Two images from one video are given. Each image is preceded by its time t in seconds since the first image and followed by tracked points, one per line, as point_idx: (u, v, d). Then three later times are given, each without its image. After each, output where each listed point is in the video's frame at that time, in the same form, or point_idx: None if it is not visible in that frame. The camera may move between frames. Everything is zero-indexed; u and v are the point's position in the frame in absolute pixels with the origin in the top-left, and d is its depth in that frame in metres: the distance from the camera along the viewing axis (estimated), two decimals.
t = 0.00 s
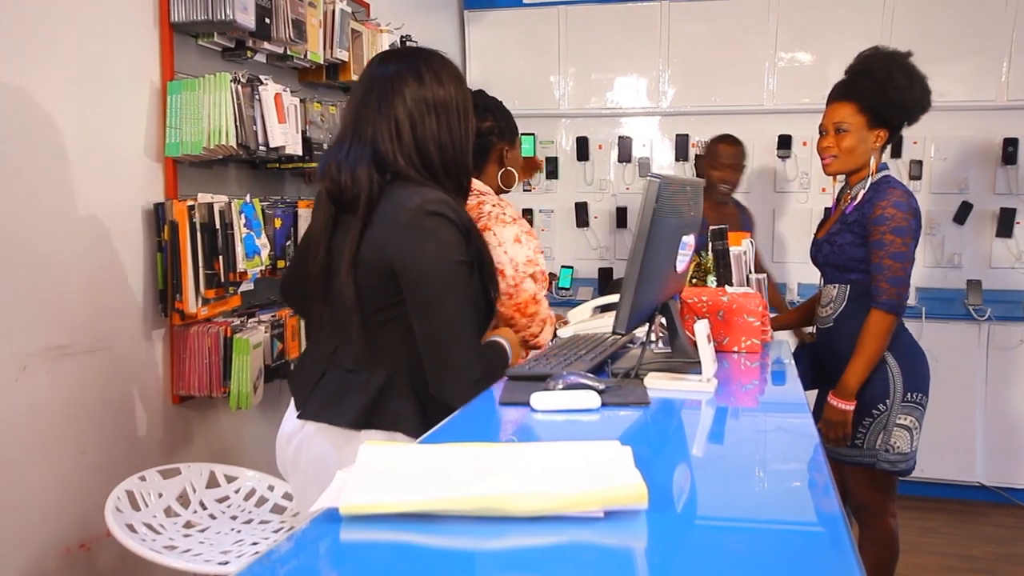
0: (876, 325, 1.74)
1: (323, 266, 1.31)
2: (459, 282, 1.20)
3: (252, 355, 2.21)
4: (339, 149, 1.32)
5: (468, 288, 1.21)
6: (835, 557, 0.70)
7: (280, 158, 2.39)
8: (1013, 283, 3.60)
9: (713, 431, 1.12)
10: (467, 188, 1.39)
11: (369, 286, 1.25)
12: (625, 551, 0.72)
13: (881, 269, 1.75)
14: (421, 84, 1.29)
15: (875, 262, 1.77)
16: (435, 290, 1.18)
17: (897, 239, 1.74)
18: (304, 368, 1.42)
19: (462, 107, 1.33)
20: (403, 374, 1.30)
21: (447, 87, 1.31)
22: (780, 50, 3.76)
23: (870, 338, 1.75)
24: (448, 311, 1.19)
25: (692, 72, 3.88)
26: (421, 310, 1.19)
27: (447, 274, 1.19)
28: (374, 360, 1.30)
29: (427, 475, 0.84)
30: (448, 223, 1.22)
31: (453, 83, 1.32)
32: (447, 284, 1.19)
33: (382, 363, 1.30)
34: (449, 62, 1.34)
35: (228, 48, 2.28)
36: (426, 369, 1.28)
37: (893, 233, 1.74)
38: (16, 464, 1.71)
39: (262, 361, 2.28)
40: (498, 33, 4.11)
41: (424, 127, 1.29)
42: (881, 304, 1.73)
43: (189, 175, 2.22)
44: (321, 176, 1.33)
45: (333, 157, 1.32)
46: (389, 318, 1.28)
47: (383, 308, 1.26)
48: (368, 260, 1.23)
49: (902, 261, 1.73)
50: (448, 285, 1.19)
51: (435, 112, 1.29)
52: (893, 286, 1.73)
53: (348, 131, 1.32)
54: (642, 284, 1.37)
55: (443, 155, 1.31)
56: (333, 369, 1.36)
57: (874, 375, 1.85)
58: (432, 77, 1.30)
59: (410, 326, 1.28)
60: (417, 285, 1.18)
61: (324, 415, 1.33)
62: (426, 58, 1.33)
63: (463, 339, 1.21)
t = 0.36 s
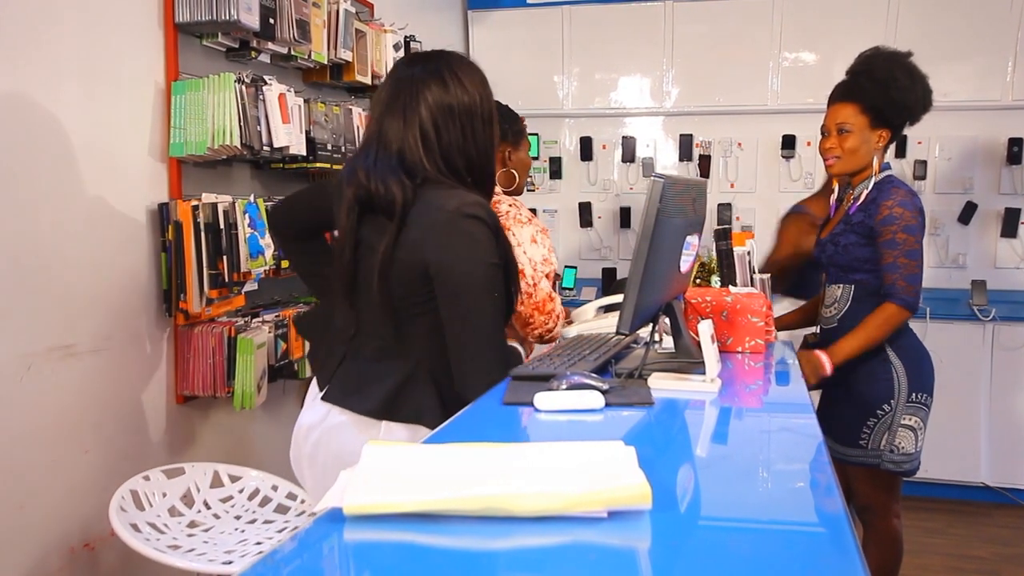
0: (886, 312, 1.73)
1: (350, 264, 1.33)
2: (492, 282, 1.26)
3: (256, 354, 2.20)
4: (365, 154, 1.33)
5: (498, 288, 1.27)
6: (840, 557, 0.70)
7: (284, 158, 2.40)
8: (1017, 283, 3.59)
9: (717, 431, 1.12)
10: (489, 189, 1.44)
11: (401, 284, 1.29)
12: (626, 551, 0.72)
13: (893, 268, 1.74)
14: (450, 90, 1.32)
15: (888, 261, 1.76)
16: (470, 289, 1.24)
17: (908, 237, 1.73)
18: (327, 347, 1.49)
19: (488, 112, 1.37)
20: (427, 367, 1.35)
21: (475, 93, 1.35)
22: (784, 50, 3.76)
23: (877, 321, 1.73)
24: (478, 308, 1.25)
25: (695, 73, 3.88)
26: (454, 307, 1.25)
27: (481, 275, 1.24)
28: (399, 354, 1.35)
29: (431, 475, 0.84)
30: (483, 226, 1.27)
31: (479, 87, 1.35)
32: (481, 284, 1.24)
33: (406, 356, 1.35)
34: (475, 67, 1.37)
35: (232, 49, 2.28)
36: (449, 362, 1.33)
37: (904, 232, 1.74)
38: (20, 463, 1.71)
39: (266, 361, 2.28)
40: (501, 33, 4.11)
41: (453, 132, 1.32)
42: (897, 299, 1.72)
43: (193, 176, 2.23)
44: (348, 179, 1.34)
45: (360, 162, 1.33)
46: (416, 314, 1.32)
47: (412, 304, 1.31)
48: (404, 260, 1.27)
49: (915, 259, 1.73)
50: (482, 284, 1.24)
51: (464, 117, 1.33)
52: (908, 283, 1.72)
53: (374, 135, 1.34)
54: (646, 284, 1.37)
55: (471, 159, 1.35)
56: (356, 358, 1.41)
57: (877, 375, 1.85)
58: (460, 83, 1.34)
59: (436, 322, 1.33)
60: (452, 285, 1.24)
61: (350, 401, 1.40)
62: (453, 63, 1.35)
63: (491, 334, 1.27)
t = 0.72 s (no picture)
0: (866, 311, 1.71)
1: (371, 261, 1.36)
2: (512, 282, 1.29)
3: (257, 354, 2.20)
4: (387, 164, 1.37)
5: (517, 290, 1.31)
6: (840, 557, 0.70)
7: (285, 158, 2.40)
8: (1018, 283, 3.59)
9: (717, 431, 1.12)
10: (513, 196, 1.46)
11: (423, 281, 1.32)
12: (627, 551, 0.72)
13: (881, 266, 1.74)
14: (475, 99, 1.35)
15: (875, 258, 1.76)
16: (488, 288, 1.27)
17: (898, 236, 1.73)
18: (343, 345, 1.51)
19: (515, 122, 1.40)
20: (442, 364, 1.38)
21: (502, 103, 1.37)
22: (785, 49, 3.76)
23: (857, 319, 1.71)
24: (495, 306, 1.28)
25: (695, 73, 3.88)
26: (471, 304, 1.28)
27: (501, 275, 1.28)
28: (416, 351, 1.38)
29: (433, 474, 0.84)
30: (506, 226, 1.31)
31: (505, 97, 1.38)
32: (501, 283, 1.28)
33: (422, 353, 1.38)
34: (503, 76, 1.39)
35: (233, 49, 2.28)
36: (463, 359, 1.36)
37: (894, 231, 1.74)
38: (20, 463, 1.71)
39: (266, 361, 2.28)
40: (501, 33, 4.11)
41: (478, 142, 1.35)
42: (880, 296, 1.72)
43: (193, 176, 2.23)
44: (372, 183, 1.38)
45: (382, 171, 1.37)
46: (435, 310, 1.35)
47: (430, 301, 1.34)
48: (427, 257, 1.30)
49: (902, 259, 1.73)
50: (502, 284, 1.28)
51: (490, 126, 1.36)
52: (891, 280, 1.72)
53: (396, 146, 1.38)
54: (646, 285, 1.37)
55: (496, 166, 1.38)
56: (373, 354, 1.44)
57: (877, 375, 1.85)
58: (487, 93, 1.36)
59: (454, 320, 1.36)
60: (472, 283, 1.27)
61: (367, 398, 1.43)
62: (482, 73, 1.38)
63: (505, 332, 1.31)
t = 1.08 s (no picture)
0: (857, 314, 1.71)
1: (384, 265, 1.39)
2: (519, 282, 1.29)
3: (257, 354, 2.20)
4: (395, 177, 1.38)
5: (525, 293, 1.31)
6: (839, 557, 0.70)
7: (285, 158, 2.40)
8: (1018, 283, 3.58)
9: (717, 432, 1.12)
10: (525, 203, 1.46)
11: (434, 284, 1.33)
12: (628, 551, 0.72)
13: (873, 265, 1.74)
14: (485, 113, 1.34)
15: (868, 258, 1.76)
16: (493, 290, 1.27)
17: (891, 237, 1.73)
18: (360, 351, 1.52)
19: (526, 134, 1.40)
20: (451, 367, 1.37)
21: (512, 115, 1.36)
22: (785, 50, 3.76)
23: (849, 324, 1.70)
24: (501, 307, 1.28)
25: (696, 73, 3.89)
26: (477, 305, 1.28)
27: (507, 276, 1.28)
28: (426, 354, 1.38)
29: (434, 474, 0.84)
30: (517, 229, 1.31)
31: (515, 109, 1.37)
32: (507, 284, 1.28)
33: (431, 356, 1.38)
34: (515, 87, 1.39)
35: (233, 49, 2.29)
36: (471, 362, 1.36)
37: (888, 231, 1.74)
38: (21, 463, 1.71)
39: (266, 361, 2.28)
40: (502, 33, 4.11)
41: (487, 156, 1.35)
42: (871, 297, 1.71)
43: (194, 176, 2.23)
44: (382, 195, 1.40)
45: (391, 184, 1.38)
46: (446, 313, 1.36)
47: (437, 302, 1.35)
48: (438, 261, 1.32)
49: (894, 259, 1.73)
50: (509, 284, 1.28)
51: (499, 138, 1.35)
52: (882, 282, 1.71)
53: (405, 159, 1.39)
54: (646, 285, 1.36)
55: (505, 176, 1.39)
56: (386, 358, 1.44)
57: (876, 375, 1.85)
58: (498, 106, 1.35)
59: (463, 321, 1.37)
60: (478, 284, 1.28)
61: (379, 402, 1.44)
62: (493, 85, 1.37)
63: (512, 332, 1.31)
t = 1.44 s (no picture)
0: (852, 315, 1.71)
1: (379, 265, 1.39)
2: (511, 283, 1.29)
3: (257, 354, 2.20)
4: (389, 175, 1.39)
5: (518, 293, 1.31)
6: (838, 558, 0.70)
7: (285, 158, 2.40)
8: (1018, 283, 3.58)
9: (717, 432, 1.12)
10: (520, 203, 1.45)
11: (427, 284, 1.33)
12: (628, 551, 0.72)
13: (868, 266, 1.74)
14: (480, 114, 1.34)
15: (864, 258, 1.76)
16: (485, 290, 1.27)
17: (889, 237, 1.73)
18: (358, 352, 1.52)
19: (521, 135, 1.40)
20: (446, 368, 1.37)
21: (509, 116, 1.37)
22: (784, 50, 3.76)
23: (844, 326, 1.71)
24: (494, 307, 1.28)
25: (695, 73, 3.89)
26: (470, 305, 1.28)
27: (499, 275, 1.28)
28: (422, 355, 1.38)
29: (433, 474, 0.84)
30: (509, 229, 1.30)
31: (513, 110, 1.37)
32: (499, 285, 1.28)
33: (427, 357, 1.38)
34: (513, 89, 1.39)
35: (233, 49, 2.28)
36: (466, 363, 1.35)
37: (886, 231, 1.74)
38: (20, 463, 1.71)
39: (266, 361, 2.28)
40: (501, 33, 4.11)
41: (481, 155, 1.35)
42: (865, 297, 1.71)
43: (193, 176, 2.23)
44: (376, 194, 1.41)
45: (385, 182, 1.39)
46: (441, 314, 1.36)
47: (432, 303, 1.35)
48: (430, 261, 1.32)
49: (890, 260, 1.72)
50: (501, 285, 1.28)
51: (493, 139, 1.36)
52: (878, 282, 1.71)
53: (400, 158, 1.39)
54: (646, 286, 1.36)
55: (499, 176, 1.39)
56: (384, 360, 1.45)
57: (876, 377, 1.84)
58: (492, 106, 1.35)
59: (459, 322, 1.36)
60: (470, 285, 1.27)
61: (377, 404, 1.44)
62: (491, 86, 1.38)
63: (507, 333, 1.31)
